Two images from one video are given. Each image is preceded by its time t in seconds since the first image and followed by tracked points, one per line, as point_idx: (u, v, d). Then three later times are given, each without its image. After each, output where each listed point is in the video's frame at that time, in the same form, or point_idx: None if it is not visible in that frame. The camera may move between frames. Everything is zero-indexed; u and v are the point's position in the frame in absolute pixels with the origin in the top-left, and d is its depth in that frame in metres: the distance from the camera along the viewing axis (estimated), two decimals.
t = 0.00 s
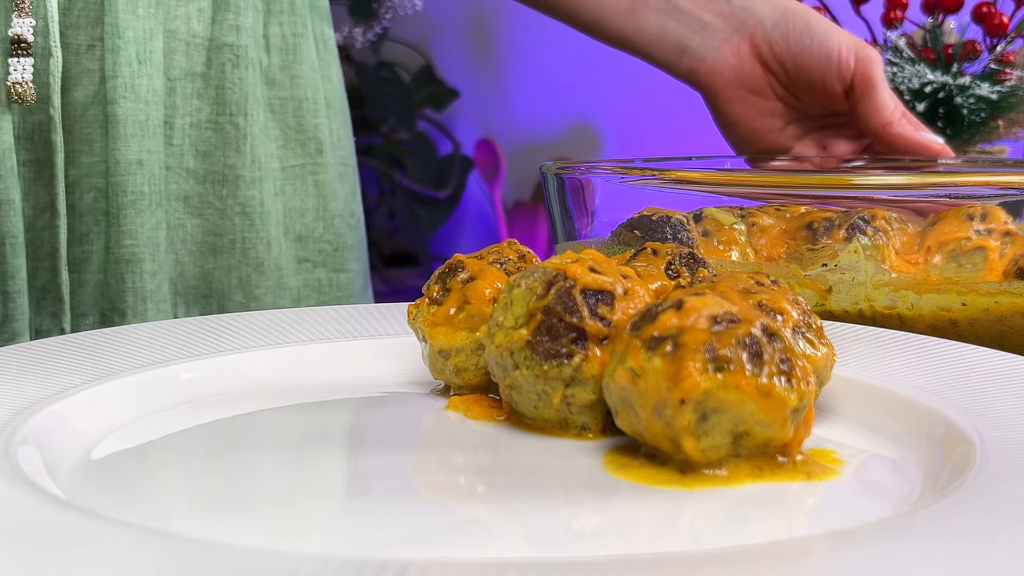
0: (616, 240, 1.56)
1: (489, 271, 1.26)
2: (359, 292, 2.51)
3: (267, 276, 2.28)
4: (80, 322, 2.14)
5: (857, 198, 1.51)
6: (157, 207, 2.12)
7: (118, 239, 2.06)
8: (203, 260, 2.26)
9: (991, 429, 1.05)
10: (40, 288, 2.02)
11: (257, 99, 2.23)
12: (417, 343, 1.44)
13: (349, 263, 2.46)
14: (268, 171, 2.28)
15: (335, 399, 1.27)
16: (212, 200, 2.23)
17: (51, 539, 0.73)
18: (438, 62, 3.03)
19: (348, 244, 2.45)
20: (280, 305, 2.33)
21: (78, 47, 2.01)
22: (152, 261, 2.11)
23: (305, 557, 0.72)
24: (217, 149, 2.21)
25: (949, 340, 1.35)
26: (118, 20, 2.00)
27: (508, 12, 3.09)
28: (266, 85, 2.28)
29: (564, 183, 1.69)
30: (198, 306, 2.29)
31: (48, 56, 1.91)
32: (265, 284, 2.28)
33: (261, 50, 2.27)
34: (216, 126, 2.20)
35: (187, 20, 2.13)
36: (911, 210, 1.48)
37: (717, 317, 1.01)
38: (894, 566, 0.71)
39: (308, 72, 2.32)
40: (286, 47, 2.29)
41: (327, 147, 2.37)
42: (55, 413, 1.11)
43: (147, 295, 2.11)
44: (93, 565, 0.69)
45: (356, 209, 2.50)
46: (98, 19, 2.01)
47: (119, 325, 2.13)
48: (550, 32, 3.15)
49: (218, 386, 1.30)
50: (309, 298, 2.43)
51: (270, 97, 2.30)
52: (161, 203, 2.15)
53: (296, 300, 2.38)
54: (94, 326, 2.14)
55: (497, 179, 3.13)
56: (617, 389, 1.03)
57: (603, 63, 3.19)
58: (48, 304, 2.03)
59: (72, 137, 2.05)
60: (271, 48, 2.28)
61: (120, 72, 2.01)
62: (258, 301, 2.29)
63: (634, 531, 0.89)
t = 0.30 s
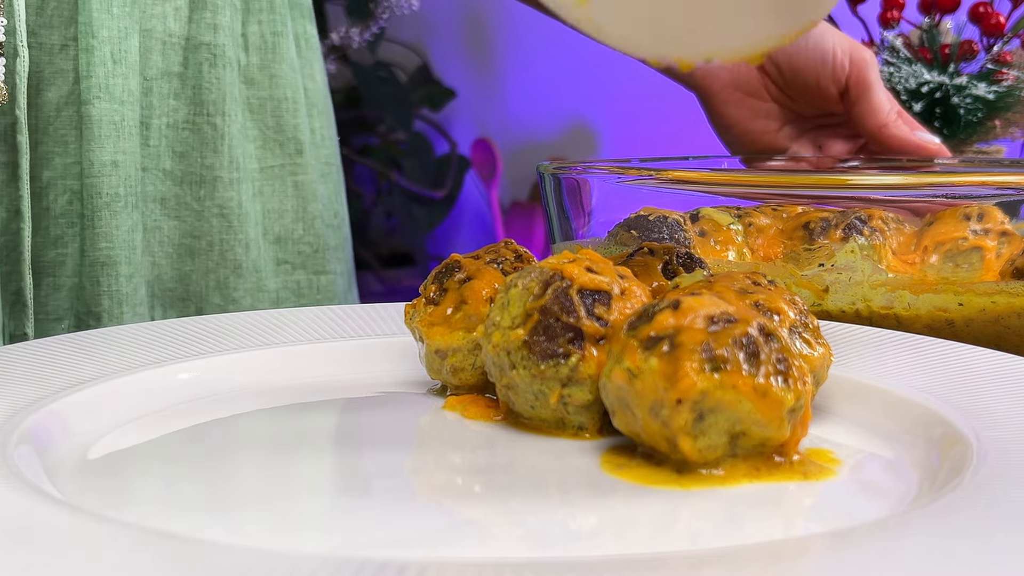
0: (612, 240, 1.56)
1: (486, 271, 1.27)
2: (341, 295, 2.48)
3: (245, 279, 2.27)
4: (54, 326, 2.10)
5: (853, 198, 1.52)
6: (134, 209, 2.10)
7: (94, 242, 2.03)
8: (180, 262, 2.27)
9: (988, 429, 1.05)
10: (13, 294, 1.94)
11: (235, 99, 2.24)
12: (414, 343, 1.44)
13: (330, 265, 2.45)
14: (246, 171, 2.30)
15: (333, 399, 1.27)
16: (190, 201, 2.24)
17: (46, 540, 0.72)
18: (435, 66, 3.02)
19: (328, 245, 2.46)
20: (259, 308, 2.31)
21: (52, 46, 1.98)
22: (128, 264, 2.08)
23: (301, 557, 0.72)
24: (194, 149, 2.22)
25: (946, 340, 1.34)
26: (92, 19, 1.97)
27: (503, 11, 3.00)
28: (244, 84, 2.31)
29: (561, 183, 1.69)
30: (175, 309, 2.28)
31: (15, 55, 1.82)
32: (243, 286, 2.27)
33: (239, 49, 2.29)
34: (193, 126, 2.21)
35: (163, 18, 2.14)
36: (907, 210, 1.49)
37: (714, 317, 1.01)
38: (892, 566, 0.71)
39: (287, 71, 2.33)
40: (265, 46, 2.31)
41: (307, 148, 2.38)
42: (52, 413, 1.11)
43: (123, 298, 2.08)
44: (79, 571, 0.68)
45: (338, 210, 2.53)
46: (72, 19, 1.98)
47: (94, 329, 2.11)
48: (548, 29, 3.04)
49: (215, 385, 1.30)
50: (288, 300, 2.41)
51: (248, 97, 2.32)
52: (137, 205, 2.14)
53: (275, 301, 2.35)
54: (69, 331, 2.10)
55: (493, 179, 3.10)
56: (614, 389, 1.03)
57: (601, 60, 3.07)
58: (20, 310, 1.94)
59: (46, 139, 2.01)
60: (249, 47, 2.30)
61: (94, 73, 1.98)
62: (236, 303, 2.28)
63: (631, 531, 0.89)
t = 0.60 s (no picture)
0: (609, 240, 1.56)
1: (483, 271, 1.27)
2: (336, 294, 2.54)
3: (239, 278, 2.28)
4: (53, 327, 2.10)
5: (850, 198, 1.56)
6: (130, 210, 2.10)
7: (92, 243, 2.03)
8: (174, 262, 2.26)
9: (984, 429, 1.05)
10: (13, 295, 1.90)
11: (229, 99, 2.24)
12: (410, 342, 1.44)
13: (325, 264, 2.48)
14: (240, 172, 2.31)
15: (329, 398, 1.27)
16: (184, 201, 2.23)
17: (42, 541, 0.72)
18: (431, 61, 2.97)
19: (322, 245, 2.48)
20: (253, 307, 2.32)
21: (49, 48, 1.96)
22: (125, 265, 2.09)
23: (299, 557, 0.72)
24: (188, 150, 2.21)
25: (942, 341, 1.34)
26: (89, 21, 1.96)
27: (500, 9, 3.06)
28: (238, 85, 2.30)
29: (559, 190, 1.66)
30: (170, 308, 2.28)
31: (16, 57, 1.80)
32: (237, 286, 2.28)
33: (234, 50, 2.28)
34: (188, 127, 2.20)
35: (158, 20, 2.14)
36: (903, 210, 1.53)
37: (710, 317, 1.01)
38: (891, 565, 0.71)
39: (281, 72, 2.34)
40: (259, 46, 2.31)
41: (301, 148, 2.39)
42: (49, 412, 1.11)
43: (120, 299, 2.09)
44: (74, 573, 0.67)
45: (334, 209, 2.57)
46: (69, 20, 1.96)
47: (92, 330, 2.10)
48: (544, 29, 3.10)
49: (211, 385, 1.30)
50: (282, 300, 2.43)
51: (242, 97, 2.31)
52: (133, 205, 2.14)
53: (268, 301, 2.37)
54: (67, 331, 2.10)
55: (491, 179, 3.14)
56: (611, 389, 1.03)
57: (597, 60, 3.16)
58: (20, 310, 1.91)
59: (43, 141, 1.99)
60: (244, 48, 2.29)
61: (92, 74, 1.97)
62: (229, 304, 2.28)
63: (628, 531, 0.89)
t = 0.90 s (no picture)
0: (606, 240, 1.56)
1: (480, 271, 1.27)
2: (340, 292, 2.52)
3: (244, 277, 2.29)
4: (59, 325, 2.09)
5: (848, 198, 1.51)
6: (137, 210, 2.10)
7: (99, 243, 2.03)
8: (180, 261, 2.27)
9: (982, 429, 1.05)
10: (19, 291, 1.93)
11: (234, 100, 2.23)
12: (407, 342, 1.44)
13: (330, 262, 2.48)
14: (245, 170, 2.30)
15: (326, 398, 1.27)
16: (189, 200, 2.24)
17: (40, 541, 0.72)
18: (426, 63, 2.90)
19: (326, 242, 2.48)
20: (258, 305, 2.33)
21: (58, 50, 1.95)
22: (132, 264, 2.08)
23: (296, 558, 0.72)
24: (194, 150, 2.21)
25: (939, 340, 1.35)
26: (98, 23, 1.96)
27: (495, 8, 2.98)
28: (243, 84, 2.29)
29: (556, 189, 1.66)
30: (174, 307, 2.29)
31: (23, 60, 1.83)
32: (243, 284, 2.29)
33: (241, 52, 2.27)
34: (193, 127, 2.20)
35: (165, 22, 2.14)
36: (901, 210, 1.48)
37: (708, 316, 1.01)
38: (888, 565, 0.71)
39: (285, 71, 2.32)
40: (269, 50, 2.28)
41: (307, 147, 2.39)
42: (45, 413, 1.11)
43: (127, 297, 2.08)
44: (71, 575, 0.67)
45: (339, 207, 2.57)
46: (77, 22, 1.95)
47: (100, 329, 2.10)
48: (540, 28, 3.03)
49: (208, 385, 1.30)
50: (287, 298, 2.44)
51: (247, 97, 2.31)
52: (140, 205, 2.14)
53: (273, 300, 2.39)
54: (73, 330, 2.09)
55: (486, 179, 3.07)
56: (608, 389, 1.03)
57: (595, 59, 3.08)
58: (26, 308, 1.93)
59: (51, 142, 1.99)
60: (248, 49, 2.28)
61: (99, 76, 1.97)
62: (234, 302, 2.29)
63: (624, 531, 0.89)
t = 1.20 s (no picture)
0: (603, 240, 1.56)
1: (476, 271, 1.27)
2: (349, 290, 2.51)
3: (251, 275, 2.28)
4: (71, 322, 2.10)
5: (845, 198, 1.50)
6: (149, 209, 2.08)
7: (110, 242, 2.02)
8: (188, 259, 2.28)
9: (979, 429, 1.05)
10: (32, 288, 1.97)
11: (244, 101, 2.23)
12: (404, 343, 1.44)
13: (339, 261, 2.46)
14: (253, 171, 2.29)
15: (323, 399, 1.27)
16: (198, 200, 2.24)
17: (38, 541, 0.72)
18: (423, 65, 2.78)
19: (337, 241, 2.46)
20: (265, 304, 2.33)
21: (71, 53, 1.97)
22: (143, 262, 2.06)
23: (293, 558, 0.72)
24: (203, 150, 2.22)
25: (936, 340, 1.36)
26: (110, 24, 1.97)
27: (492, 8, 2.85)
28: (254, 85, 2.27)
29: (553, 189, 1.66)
30: (183, 304, 2.31)
31: (38, 62, 1.84)
32: (250, 282, 2.28)
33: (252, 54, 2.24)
34: (203, 128, 2.21)
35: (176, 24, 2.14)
36: (898, 210, 1.47)
37: (705, 317, 1.01)
38: (885, 565, 0.71)
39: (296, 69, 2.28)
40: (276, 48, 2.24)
41: (316, 147, 2.36)
42: (41, 413, 1.11)
43: (138, 296, 2.06)
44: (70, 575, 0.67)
45: (348, 207, 2.53)
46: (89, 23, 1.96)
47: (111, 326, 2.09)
48: (539, 27, 2.89)
49: (205, 385, 1.30)
50: (297, 296, 2.42)
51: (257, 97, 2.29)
52: (151, 205, 2.12)
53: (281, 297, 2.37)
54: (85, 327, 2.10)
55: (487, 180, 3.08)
56: (605, 390, 1.03)
57: (597, 57, 2.94)
58: (39, 304, 1.98)
59: (64, 142, 2.02)
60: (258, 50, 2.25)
61: (112, 78, 1.97)
62: (242, 300, 2.29)
63: (622, 531, 0.89)
